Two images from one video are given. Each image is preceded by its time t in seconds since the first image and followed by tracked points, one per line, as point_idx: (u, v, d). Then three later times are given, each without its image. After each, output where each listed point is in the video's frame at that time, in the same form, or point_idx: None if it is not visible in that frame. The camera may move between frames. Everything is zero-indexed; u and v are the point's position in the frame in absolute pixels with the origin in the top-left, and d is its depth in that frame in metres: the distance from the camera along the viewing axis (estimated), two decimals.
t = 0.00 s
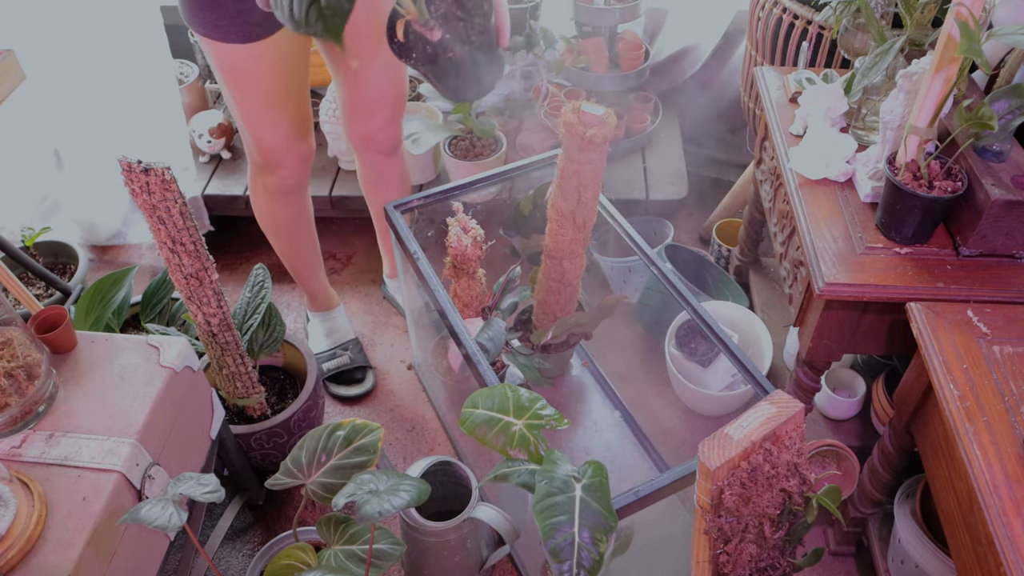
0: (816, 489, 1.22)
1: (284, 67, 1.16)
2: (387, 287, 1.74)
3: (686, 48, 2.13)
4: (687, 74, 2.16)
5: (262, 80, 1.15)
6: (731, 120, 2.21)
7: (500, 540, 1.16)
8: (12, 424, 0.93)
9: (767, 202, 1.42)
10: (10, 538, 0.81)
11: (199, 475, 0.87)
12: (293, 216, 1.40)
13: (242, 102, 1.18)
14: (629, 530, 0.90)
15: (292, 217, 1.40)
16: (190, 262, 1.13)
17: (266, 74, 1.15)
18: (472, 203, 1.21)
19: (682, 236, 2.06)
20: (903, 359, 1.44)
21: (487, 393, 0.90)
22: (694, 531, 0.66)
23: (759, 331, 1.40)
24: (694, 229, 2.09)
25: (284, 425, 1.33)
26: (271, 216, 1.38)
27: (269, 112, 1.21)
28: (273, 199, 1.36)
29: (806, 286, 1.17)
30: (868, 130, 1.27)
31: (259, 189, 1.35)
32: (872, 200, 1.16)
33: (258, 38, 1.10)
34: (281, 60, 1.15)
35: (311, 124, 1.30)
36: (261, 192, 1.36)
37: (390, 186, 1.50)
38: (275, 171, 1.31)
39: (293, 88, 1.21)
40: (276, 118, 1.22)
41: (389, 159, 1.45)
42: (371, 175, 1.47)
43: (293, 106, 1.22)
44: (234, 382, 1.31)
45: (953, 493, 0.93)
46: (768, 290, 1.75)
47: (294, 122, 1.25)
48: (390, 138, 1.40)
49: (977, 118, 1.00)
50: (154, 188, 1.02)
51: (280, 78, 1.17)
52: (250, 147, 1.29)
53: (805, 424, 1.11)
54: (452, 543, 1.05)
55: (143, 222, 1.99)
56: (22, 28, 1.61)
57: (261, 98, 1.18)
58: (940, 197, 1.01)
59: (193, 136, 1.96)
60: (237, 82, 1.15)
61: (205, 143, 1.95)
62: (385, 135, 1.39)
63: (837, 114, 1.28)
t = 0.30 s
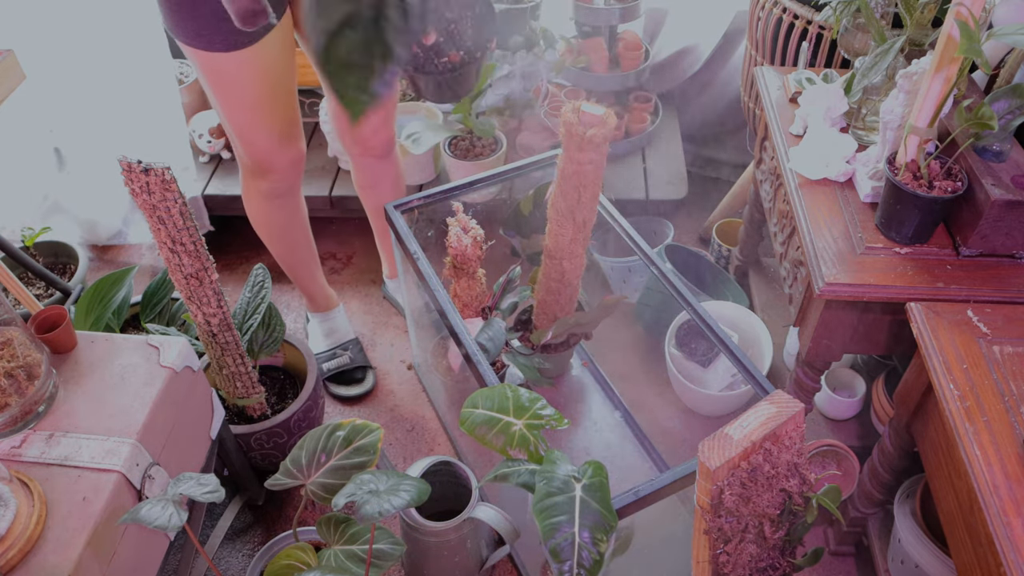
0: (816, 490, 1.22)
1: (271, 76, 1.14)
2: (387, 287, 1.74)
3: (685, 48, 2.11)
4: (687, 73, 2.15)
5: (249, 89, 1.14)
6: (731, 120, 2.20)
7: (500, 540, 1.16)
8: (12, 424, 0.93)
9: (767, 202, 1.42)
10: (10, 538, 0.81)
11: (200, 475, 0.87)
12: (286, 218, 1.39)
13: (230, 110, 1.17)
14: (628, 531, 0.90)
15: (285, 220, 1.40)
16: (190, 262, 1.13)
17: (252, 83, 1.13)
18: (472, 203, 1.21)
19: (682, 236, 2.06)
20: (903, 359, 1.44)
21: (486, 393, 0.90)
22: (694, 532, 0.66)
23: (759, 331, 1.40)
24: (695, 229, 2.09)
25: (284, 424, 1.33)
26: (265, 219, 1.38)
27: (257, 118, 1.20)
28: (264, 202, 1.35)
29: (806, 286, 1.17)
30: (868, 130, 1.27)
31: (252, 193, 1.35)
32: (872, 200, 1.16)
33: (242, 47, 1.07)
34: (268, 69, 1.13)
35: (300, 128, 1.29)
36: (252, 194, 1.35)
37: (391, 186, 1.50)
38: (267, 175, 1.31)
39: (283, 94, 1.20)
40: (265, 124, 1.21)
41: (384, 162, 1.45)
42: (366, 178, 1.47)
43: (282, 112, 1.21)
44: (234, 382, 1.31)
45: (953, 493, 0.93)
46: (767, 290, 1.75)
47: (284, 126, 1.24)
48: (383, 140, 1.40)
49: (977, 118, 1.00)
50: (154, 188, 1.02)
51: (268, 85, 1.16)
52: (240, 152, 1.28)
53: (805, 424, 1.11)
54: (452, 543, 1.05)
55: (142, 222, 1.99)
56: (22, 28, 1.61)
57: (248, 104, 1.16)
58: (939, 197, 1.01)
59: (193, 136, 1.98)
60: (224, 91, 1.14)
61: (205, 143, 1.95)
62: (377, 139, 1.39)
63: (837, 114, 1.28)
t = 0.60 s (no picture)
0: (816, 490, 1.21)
1: (264, 79, 1.14)
2: (387, 287, 1.74)
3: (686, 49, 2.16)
4: (687, 73, 2.20)
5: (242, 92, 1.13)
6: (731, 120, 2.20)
7: (500, 540, 1.16)
8: (12, 424, 0.93)
9: (767, 202, 1.42)
10: (10, 538, 0.81)
11: (200, 475, 0.87)
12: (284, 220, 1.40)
13: (223, 115, 1.17)
14: (628, 531, 0.90)
15: (283, 222, 1.40)
16: (190, 262, 1.13)
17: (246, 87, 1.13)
18: (472, 203, 1.21)
19: (682, 236, 2.07)
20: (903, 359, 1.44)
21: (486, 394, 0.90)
22: (694, 532, 0.66)
23: (759, 331, 1.40)
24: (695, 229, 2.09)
25: (284, 424, 1.33)
26: (263, 221, 1.39)
27: (252, 122, 1.19)
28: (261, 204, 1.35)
29: (806, 286, 1.17)
30: (868, 130, 1.27)
31: (248, 195, 1.35)
32: (872, 200, 1.16)
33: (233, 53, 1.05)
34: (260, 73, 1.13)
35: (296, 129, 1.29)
36: (250, 196, 1.36)
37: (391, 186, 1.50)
38: (264, 177, 1.31)
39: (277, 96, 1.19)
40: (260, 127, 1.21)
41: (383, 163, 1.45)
42: (365, 179, 1.48)
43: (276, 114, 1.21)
44: (234, 382, 1.31)
45: (953, 493, 0.93)
46: (768, 290, 1.75)
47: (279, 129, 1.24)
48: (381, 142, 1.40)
49: (977, 118, 1.00)
50: (154, 188, 1.02)
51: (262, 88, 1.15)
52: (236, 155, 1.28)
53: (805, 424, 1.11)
54: (452, 543, 1.05)
55: (143, 222, 1.99)
56: (22, 29, 1.61)
57: (242, 108, 1.16)
58: (939, 197, 1.01)
59: (193, 136, 1.98)
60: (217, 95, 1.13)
61: (205, 143, 1.95)
62: (376, 141, 1.39)
63: (837, 114, 1.28)
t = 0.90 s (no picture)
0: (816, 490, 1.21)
1: (263, 79, 1.14)
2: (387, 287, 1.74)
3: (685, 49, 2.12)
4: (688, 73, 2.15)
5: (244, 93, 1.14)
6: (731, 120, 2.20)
7: (500, 540, 1.16)
8: (12, 424, 0.93)
9: (767, 202, 1.41)
10: (9, 538, 0.81)
11: (200, 475, 0.87)
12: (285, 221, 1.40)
13: (223, 115, 1.17)
14: (628, 532, 0.90)
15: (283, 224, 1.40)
16: (190, 262, 1.13)
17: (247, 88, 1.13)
18: (472, 203, 1.21)
19: (682, 236, 2.07)
20: (903, 359, 1.44)
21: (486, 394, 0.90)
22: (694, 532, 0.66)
23: (759, 331, 1.40)
24: (694, 229, 2.09)
25: (284, 424, 1.33)
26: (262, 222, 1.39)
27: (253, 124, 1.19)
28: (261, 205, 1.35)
29: (806, 286, 1.17)
30: (868, 130, 1.27)
31: (248, 195, 1.36)
32: (872, 200, 1.16)
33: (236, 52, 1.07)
34: (262, 74, 1.14)
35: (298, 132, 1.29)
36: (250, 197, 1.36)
37: (392, 186, 1.50)
38: (265, 179, 1.31)
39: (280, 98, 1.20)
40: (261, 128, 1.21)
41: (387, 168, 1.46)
42: (367, 183, 1.49)
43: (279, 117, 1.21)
44: (234, 382, 1.31)
45: (953, 493, 0.93)
46: (768, 290, 1.75)
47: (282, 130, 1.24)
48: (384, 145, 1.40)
49: (977, 118, 1.00)
50: (154, 188, 1.02)
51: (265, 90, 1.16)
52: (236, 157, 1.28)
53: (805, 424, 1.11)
54: (452, 543, 1.05)
55: (143, 222, 1.99)
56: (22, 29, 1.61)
57: (244, 109, 1.16)
58: (939, 197, 1.01)
59: (193, 136, 1.98)
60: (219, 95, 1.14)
61: (205, 143, 1.95)
62: (378, 144, 1.39)
63: (837, 114, 1.28)
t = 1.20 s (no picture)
0: (816, 491, 1.21)
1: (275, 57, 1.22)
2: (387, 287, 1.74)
3: (686, 48, 2.11)
4: (687, 73, 2.13)
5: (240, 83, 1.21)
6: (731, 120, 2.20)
7: (499, 540, 1.16)
8: (11, 424, 0.93)
9: (767, 202, 1.42)
10: (9, 538, 0.81)
11: (200, 475, 0.87)
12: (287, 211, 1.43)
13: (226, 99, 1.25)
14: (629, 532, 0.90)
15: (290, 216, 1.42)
16: (190, 262, 1.13)
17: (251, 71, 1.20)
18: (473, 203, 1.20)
19: (682, 236, 2.07)
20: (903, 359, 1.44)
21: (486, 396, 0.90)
22: (694, 532, 0.65)
23: (759, 331, 1.40)
24: (694, 229, 2.09)
25: (284, 425, 1.33)
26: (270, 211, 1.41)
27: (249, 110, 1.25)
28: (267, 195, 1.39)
29: (805, 286, 1.17)
30: (868, 130, 1.27)
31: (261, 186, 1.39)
32: (872, 200, 1.16)
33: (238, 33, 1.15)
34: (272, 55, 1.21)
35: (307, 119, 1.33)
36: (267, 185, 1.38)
37: (394, 186, 1.51)
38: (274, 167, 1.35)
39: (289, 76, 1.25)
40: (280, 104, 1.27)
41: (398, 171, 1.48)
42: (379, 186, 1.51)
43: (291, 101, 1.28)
44: (234, 382, 1.31)
45: (953, 493, 0.93)
46: (767, 290, 1.75)
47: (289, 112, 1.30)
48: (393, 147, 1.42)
49: (977, 118, 1.00)
50: (154, 188, 1.02)
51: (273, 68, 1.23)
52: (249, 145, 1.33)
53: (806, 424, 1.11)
54: (452, 543, 1.05)
55: (143, 222, 1.99)
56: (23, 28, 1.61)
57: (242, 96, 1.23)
58: (939, 197, 1.01)
59: (193, 136, 1.97)
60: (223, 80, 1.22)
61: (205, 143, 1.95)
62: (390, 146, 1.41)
63: (837, 114, 1.28)
